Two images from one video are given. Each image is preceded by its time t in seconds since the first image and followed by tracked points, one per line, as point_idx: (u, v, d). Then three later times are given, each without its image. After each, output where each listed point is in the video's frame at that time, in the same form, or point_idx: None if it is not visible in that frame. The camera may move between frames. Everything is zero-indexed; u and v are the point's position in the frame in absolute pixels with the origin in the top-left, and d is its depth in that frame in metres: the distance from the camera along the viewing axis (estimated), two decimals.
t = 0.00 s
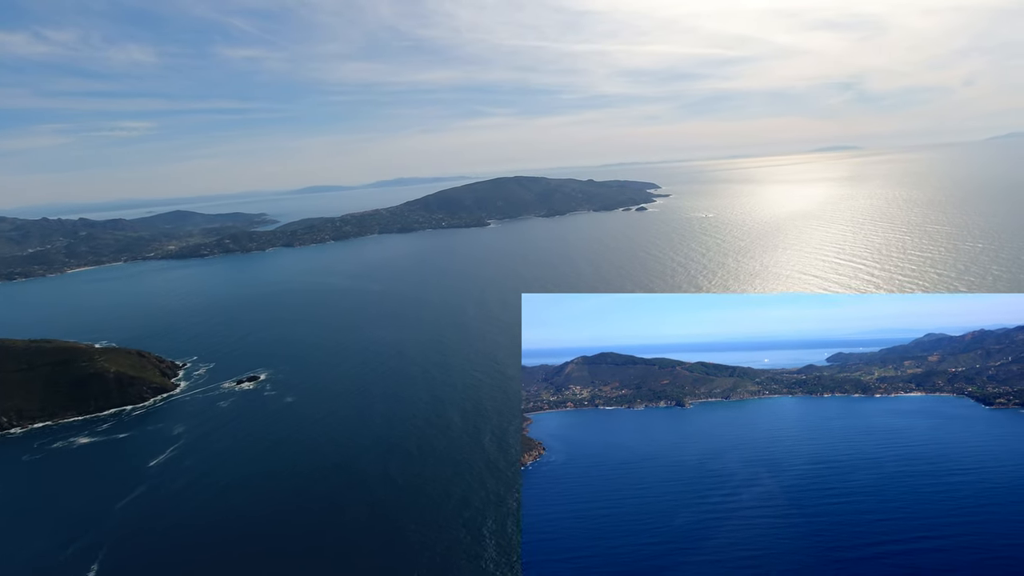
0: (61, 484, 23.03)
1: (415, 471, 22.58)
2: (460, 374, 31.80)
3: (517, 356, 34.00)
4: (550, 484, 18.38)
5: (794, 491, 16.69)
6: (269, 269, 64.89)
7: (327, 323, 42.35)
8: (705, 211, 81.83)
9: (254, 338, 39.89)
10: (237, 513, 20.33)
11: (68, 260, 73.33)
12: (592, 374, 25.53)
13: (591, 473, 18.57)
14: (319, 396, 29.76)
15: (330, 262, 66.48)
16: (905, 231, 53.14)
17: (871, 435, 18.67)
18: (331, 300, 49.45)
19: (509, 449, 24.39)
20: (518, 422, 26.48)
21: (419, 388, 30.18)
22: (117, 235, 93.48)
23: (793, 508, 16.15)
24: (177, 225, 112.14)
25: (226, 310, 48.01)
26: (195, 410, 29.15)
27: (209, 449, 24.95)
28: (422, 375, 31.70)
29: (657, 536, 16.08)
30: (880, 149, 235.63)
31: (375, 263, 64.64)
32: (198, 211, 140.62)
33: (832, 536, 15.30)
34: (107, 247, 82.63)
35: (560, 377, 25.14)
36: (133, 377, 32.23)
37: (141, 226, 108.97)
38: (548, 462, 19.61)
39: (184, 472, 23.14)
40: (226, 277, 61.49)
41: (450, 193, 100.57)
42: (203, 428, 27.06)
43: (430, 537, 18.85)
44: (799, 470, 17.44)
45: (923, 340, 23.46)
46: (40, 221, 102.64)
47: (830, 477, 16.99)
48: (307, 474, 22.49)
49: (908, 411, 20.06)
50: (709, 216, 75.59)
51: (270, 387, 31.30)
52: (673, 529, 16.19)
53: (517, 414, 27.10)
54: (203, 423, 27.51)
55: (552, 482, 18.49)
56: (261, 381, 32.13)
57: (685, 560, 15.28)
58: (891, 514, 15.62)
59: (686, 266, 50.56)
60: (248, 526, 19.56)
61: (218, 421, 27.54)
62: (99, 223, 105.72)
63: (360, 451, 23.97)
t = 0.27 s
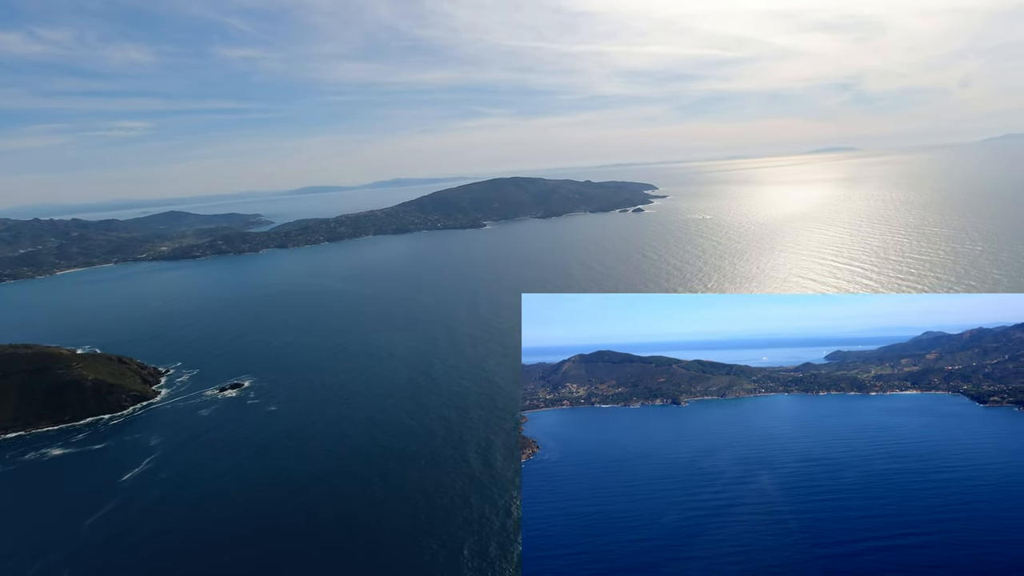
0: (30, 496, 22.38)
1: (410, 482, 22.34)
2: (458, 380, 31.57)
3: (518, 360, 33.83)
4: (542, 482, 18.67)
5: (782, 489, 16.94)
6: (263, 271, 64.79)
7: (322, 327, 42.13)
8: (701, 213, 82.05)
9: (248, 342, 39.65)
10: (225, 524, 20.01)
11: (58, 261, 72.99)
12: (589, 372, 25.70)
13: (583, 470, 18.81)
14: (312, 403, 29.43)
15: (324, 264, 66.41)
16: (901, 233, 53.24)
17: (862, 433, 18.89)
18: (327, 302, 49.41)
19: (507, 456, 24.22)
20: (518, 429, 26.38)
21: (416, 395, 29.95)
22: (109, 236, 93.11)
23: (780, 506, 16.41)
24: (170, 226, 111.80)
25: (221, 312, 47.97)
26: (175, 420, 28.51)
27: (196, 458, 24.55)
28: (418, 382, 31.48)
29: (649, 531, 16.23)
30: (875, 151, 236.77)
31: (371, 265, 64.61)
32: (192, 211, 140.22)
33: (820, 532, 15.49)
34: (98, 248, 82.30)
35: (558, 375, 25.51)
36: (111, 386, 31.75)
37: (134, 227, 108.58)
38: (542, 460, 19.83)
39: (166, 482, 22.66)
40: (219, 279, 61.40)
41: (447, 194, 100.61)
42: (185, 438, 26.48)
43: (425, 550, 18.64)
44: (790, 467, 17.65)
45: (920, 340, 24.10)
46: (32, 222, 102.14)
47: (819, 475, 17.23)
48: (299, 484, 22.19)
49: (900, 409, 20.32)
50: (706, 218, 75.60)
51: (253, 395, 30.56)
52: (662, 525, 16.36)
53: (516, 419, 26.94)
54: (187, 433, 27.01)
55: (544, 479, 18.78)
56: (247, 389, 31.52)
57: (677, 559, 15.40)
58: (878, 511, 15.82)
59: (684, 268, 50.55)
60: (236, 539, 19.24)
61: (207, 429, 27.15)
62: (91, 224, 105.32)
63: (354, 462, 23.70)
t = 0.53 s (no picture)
0: None
1: (406, 483, 21.94)
2: (456, 380, 31.31)
3: (518, 360, 33.52)
4: (537, 479, 18.96)
5: (774, 486, 17.11)
6: (255, 274, 64.39)
7: (317, 329, 41.78)
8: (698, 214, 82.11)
9: (241, 344, 39.16)
10: (216, 528, 19.44)
11: (48, 264, 72.44)
12: (586, 370, 25.85)
13: (579, 467, 18.99)
14: (299, 406, 28.79)
15: (317, 267, 65.97)
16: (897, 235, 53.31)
17: (854, 430, 19.10)
18: (320, 305, 48.96)
19: (505, 457, 23.94)
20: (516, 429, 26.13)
21: (413, 395, 29.60)
22: (99, 238, 92.42)
23: (771, 502, 16.59)
24: (162, 228, 111.05)
25: (212, 315, 47.32)
26: (153, 430, 27.20)
27: (185, 463, 23.90)
28: (415, 382, 31.14)
29: (643, 528, 16.43)
30: (870, 152, 237.62)
31: (366, 267, 64.18)
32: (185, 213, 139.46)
33: (808, 527, 15.82)
34: (89, 251, 81.63)
35: (554, 374, 25.57)
36: (88, 395, 30.28)
37: (125, 228, 107.72)
38: (536, 457, 20.08)
39: (147, 491, 21.78)
40: (211, 282, 60.99)
41: (442, 196, 100.52)
42: (168, 446, 25.46)
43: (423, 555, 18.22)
44: (783, 465, 17.82)
45: (920, 336, 23.85)
46: (22, 224, 101.22)
47: (810, 472, 17.44)
48: (293, 487, 21.71)
49: (893, 406, 20.54)
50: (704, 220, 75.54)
51: (237, 404, 29.34)
52: (655, 521, 16.54)
53: (514, 420, 26.67)
54: (169, 441, 25.93)
55: (538, 476, 19.03)
56: (231, 396, 30.31)
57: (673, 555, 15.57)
58: (866, 506, 16.16)
59: (681, 270, 50.41)
60: (226, 546, 18.62)
61: (197, 431, 26.54)
62: (83, 226, 104.61)
63: (349, 463, 23.25)
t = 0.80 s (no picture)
0: None
1: (402, 490, 21.76)
2: (455, 385, 31.10)
3: (519, 364, 33.33)
4: (532, 475, 19.12)
5: (766, 481, 17.20)
6: (249, 277, 64.05)
7: (315, 332, 41.64)
8: (695, 215, 82.14)
9: (238, 349, 39.06)
10: (208, 537, 19.34)
11: (40, 268, 72.16)
12: (585, 366, 25.68)
13: (574, 464, 19.12)
14: (287, 412, 28.56)
15: (311, 270, 65.62)
16: (896, 237, 52.98)
17: (850, 428, 19.16)
18: (315, 308, 48.56)
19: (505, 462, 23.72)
20: (518, 434, 25.89)
21: (411, 400, 29.44)
22: (93, 241, 92.10)
23: (763, 498, 16.67)
24: (157, 231, 110.77)
25: (205, 320, 46.93)
26: (134, 441, 26.62)
27: (178, 469, 23.75)
28: (413, 387, 30.96)
29: (635, 523, 16.38)
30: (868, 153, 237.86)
31: (361, 270, 63.72)
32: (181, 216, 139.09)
33: (795, 521, 15.85)
34: (82, 254, 81.32)
35: (554, 369, 25.66)
36: (67, 405, 29.66)
37: (120, 231, 107.39)
38: (532, 454, 20.23)
39: (131, 502, 21.47)
40: (204, 286, 60.64)
41: (439, 197, 100.49)
42: (154, 455, 25.08)
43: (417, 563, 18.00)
44: (777, 460, 17.92)
45: (921, 331, 24.09)
46: (15, 227, 100.86)
47: (801, 468, 17.52)
48: (288, 495, 21.60)
49: (890, 403, 20.57)
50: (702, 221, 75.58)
51: (221, 414, 28.83)
52: (646, 516, 16.60)
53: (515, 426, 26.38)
54: (155, 450, 25.54)
55: (532, 472, 19.17)
56: (214, 406, 29.81)
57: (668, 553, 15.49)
58: (856, 501, 16.16)
59: (680, 271, 50.25)
60: (217, 555, 18.50)
61: (191, 436, 26.45)
62: (77, 229, 104.29)
63: (345, 470, 23.12)
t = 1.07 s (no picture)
0: None
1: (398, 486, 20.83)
2: (454, 378, 30.26)
3: (520, 358, 32.62)
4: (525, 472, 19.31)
5: (754, 478, 17.46)
6: (240, 277, 63.29)
7: (309, 328, 40.75)
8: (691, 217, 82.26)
9: (233, 344, 37.92)
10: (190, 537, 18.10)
11: (30, 269, 71.50)
12: (583, 363, 25.50)
13: (567, 461, 19.33)
14: (283, 409, 27.34)
15: (302, 270, 64.92)
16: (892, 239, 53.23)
17: (844, 426, 19.37)
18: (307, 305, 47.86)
19: (506, 457, 22.88)
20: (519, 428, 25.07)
21: (408, 393, 28.51)
22: (84, 242, 91.36)
23: (750, 495, 16.89)
24: (148, 231, 109.82)
25: (193, 318, 45.97)
26: (107, 452, 23.96)
27: (158, 466, 22.35)
28: (411, 380, 30.05)
29: (627, 520, 16.59)
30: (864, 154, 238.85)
31: (355, 269, 63.01)
32: (174, 217, 138.19)
33: (783, 518, 16.06)
34: (70, 255, 80.63)
35: (552, 367, 25.78)
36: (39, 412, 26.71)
37: (111, 231, 106.32)
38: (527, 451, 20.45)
39: (99, 512, 19.45)
40: (194, 285, 59.92)
41: (434, 198, 100.19)
42: (131, 464, 22.75)
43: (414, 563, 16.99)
44: (768, 458, 18.18)
45: (920, 330, 24.55)
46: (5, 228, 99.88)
47: (794, 466, 17.69)
48: (277, 491, 20.52)
49: (887, 401, 20.75)
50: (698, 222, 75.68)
51: (200, 422, 26.22)
52: (636, 513, 16.80)
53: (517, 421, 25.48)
54: (131, 460, 23.04)
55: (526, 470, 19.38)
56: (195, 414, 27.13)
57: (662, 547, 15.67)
58: (843, 498, 16.35)
59: (678, 273, 50.26)
60: (199, 558, 17.25)
61: (175, 433, 25.14)
62: (68, 229, 103.41)
63: (338, 466, 22.06)
